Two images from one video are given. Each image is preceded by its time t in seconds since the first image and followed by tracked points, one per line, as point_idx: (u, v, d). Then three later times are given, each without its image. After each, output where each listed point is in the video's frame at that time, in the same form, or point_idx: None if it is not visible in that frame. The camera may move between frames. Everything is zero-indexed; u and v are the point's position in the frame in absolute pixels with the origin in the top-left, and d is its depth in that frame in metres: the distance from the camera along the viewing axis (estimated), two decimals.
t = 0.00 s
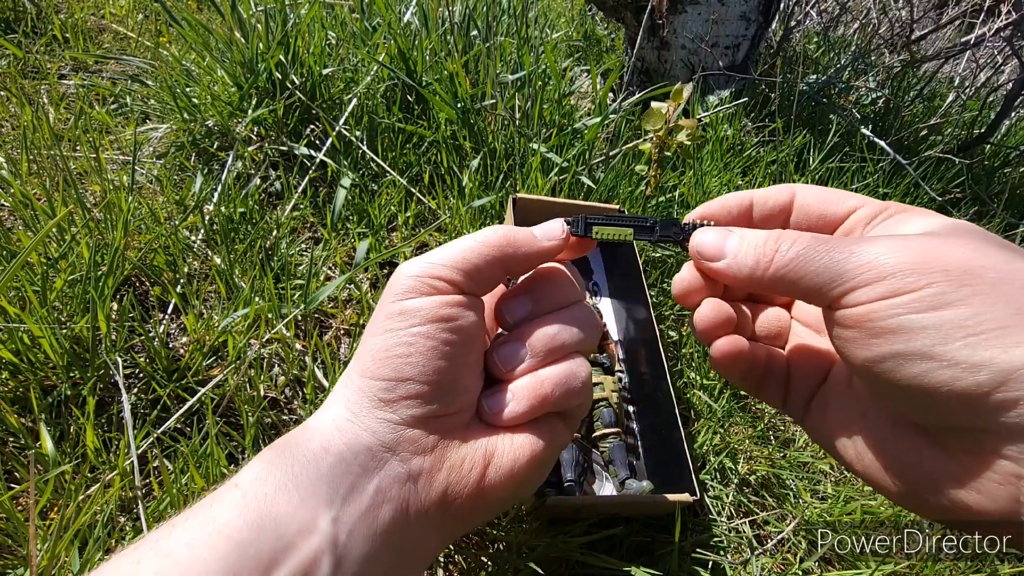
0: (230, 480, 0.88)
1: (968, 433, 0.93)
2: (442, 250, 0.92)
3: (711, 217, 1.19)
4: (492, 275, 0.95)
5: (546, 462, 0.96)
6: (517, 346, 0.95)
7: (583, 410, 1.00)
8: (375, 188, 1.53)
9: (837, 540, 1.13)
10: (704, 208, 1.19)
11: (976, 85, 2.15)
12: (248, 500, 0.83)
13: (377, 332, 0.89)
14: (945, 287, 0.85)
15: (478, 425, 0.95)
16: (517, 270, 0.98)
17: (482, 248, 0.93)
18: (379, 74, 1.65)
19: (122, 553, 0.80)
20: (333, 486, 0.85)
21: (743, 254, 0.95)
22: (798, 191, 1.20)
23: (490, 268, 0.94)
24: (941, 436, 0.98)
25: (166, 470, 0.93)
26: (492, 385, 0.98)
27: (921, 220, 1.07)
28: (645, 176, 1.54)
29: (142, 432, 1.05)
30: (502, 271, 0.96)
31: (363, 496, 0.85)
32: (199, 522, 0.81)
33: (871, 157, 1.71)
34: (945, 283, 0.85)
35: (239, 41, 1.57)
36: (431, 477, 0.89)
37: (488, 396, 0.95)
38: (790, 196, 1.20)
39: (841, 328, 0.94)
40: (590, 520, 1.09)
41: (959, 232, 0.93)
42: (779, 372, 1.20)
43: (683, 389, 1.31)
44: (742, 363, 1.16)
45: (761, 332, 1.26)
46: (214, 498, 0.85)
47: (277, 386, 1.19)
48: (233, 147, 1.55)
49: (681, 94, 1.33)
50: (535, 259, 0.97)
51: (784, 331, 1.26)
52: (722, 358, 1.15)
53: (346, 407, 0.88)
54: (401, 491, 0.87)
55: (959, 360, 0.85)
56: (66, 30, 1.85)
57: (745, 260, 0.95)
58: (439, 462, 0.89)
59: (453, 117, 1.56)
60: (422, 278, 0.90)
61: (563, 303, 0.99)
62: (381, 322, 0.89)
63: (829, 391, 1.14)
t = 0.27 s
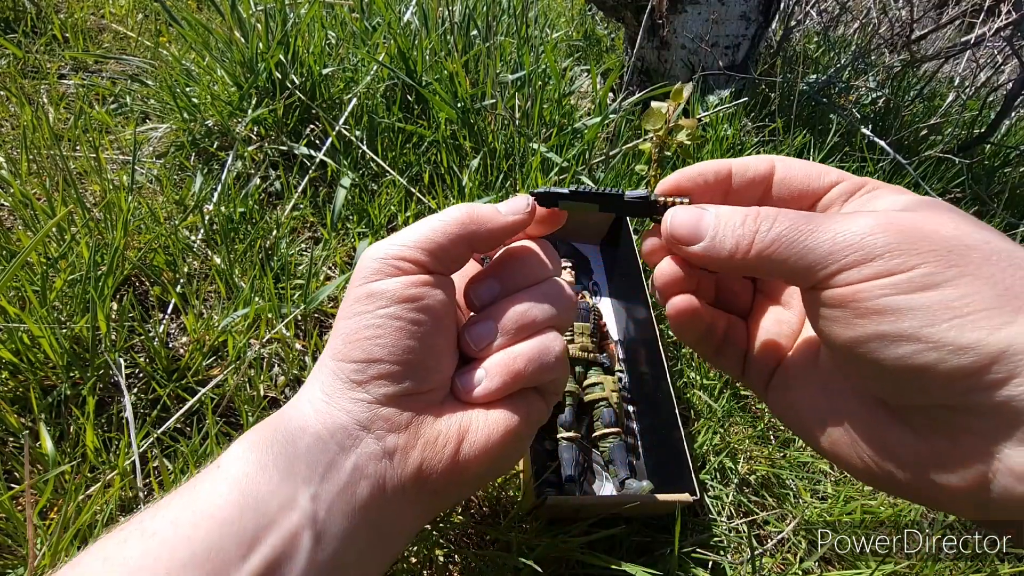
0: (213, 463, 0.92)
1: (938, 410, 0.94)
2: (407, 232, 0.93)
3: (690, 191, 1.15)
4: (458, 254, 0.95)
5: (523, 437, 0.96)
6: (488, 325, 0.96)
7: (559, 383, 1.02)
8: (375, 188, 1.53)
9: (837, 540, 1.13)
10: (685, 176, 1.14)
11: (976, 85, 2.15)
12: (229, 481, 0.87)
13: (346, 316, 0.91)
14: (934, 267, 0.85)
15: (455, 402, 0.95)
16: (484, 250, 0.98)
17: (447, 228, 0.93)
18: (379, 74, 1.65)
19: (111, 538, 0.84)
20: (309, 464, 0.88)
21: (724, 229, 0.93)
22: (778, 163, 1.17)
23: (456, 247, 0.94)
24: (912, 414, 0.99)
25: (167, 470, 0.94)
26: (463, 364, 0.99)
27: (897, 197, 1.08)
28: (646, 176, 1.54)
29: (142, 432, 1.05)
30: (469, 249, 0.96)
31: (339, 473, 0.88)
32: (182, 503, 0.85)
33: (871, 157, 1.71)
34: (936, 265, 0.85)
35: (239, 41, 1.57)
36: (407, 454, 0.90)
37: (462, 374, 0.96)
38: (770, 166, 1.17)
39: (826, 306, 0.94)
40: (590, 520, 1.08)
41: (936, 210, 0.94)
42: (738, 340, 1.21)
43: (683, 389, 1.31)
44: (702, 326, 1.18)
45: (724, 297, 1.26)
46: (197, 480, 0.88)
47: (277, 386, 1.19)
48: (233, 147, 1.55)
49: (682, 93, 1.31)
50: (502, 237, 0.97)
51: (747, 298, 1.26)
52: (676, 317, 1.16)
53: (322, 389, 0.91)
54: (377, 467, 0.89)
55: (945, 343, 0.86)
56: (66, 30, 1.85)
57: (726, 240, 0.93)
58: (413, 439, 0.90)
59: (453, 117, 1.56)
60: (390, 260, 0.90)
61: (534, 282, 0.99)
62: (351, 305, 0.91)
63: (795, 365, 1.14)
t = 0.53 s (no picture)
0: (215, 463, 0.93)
1: (887, 416, 0.99)
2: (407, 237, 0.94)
3: (654, 203, 1.18)
4: (458, 255, 0.96)
5: (522, 439, 0.96)
6: (487, 328, 0.97)
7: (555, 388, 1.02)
8: (376, 188, 1.53)
9: (837, 540, 1.13)
10: (649, 187, 1.16)
11: (976, 85, 2.15)
12: (230, 483, 0.88)
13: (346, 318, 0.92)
14: (884, 289, 0.88)
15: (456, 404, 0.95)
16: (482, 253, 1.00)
17: (446, 232, 0.94)
18: (379, 74, 1.65)
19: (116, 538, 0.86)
20: (311, 467, 0.88)
21: (685, 254, 0.96)
22: (742, 166, 1.18)
23: (456, 249, 0.95)
24: (868, 421, 1.03)
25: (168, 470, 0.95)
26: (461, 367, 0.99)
27: (856, 202, 1.07)
28: (646, 176, 1.54)
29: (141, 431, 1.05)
30: (468, 252, 0.97)
31: (341, 475, 0.88)
32: (184, 504, 0.86)
33: (871, 157, 1.71)
34: (884, 287, 0.88)
35: (239, 41, 1.58)
36: (409, 455, 0.89)
37: (461, 376, 0.96)
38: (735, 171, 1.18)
39: (788, 323, 0.98)
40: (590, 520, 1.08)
41: (893, 223, 0.96)
42: (707, 330, 1.24)
43: (683, 390, 1.31)
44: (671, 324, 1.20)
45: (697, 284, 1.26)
46: (198, 481, 0.89)
47: (277, 386, 1.19)
48: (233, 147, 1.55)
49: (682, 94, 1.32)
50: (500, 240, 0.99)
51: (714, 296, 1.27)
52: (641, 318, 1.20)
53: (323, 390, 0.91)
54: (379, 469, 0.88)
55: (886, 361, 0.91)
56: (66, 30, 1.85)
57: (682, 267, 0.97)
58: (415, 442, 0.90)
59: (453, 117, 1.56)
60: (391, 262, 0.91)
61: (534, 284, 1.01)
62: (352, 307, 0.91)
63: (767, 371, 1.17)
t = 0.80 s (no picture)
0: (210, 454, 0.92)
1: (845, 431, 0.99)
2: (428, 234, 0.94)
3: (626, 228, 1.14)
4: (476, 253, 0.96)
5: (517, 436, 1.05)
6: (495, 332, 1.02)
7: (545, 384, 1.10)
8: (375, 188, 1.53)
9: (837, 540, 1.13)
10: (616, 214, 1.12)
11: (976, 85, 2.15)
12: (231, 479, 0.88)
13: (362, 315, 0.91)
14: (848, 319, 0.87)
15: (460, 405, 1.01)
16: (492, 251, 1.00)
17: (466, 229, 0.94)
18: (379, 74, 1.65)
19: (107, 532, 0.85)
20: (316, 465, 0.90)
21: (658, 280, 0.94)
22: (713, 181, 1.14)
23: (475, 248, 0.95)
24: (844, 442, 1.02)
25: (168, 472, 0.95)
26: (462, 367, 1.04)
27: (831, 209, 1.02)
28: (646, 176, 1.54)
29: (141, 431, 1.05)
30: (487, 251, 0.97)
31: (348, 474, 0.91)
32: (182, 499, 0.86)
33: (871, 157, 1.71)
34: (843, 317, 0.87)
35: (239, 41, 1.58)
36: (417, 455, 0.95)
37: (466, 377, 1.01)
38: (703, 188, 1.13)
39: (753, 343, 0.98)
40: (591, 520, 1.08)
41: (859, 243, 0.93)
42: (690, 334, 1.22)
43: (683, 389, 1.31)
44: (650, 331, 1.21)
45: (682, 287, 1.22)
46: (195, 475, 0.89)
47: (277, 386, 1.19)
48: (233, 147, 1.55)
49: (681, 94, 1.31)
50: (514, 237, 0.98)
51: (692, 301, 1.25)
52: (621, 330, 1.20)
53: (332, 388, 0.92)
54: (387, 468, 0.93)
55: (851, 388, 0.91)
56: (66, 30, 1.85)
57: (654, 292, 0.95)
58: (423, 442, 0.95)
59: (453, 117, 1.56)
60: (414, 261, 0.91)
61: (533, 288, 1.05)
62: (370, 305, 0.91)
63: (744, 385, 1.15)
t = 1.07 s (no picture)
0: (198, 443, 0.92)
1: (810, 440, 0.97)
2: (439, 234, 0.97)
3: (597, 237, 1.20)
4: (483, 256, 1.00)
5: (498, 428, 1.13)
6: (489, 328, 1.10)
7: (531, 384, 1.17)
8: (375, 188, 1.53)
9: (837, 540, 1.13)
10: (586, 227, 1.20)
11: (976, 85, 2.15)
12: (223, 470, 0.88)
13: (368, 311, 0.93)
14: (788, 324, 0.87)
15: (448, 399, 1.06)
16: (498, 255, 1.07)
17: (475, 232, 0.98)
18: (379, 74, 1.65)
19: (93, 521, 0.84)
20: (310, 458, 0.91)
21: (610, 294, 0.95)
22: (667, 188, 1.18)
23: (482, 250, 0.99)
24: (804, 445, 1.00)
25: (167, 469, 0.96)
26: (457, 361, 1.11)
27: (773, 217, 0.99)
28: (646, 176, 1.54)
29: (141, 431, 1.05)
30: (494, 253, 1.01)
31: (344, 466, 0.94)
32: (173, 490, 0.86)
33: (871, 157, 1.71)
34: (786, 322, 0.87)
35: (239, 41, 1.58)
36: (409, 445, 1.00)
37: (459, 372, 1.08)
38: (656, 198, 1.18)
39: (706, 353, 0.98)
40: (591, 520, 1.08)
41: (803, 254, 0.91)
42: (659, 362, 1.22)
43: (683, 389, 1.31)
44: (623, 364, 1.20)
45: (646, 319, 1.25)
46: (183, 465, 0.89)
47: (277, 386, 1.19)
48: (233, 147, 1.55)
49: (682, 94, 1.32)
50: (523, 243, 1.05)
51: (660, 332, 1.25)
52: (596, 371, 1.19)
53: (330, 381, 0.93)
54: (380, 459, 0.97)
55: (801, 395, 0.90)
56: (66, 30, 1.85)
57: (609, 305, 0.96)
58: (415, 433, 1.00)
59: (453, 117, 1.56)
60: (425, 261, 0.94)
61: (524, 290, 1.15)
62: (379, 303, 0.93)
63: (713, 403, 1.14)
